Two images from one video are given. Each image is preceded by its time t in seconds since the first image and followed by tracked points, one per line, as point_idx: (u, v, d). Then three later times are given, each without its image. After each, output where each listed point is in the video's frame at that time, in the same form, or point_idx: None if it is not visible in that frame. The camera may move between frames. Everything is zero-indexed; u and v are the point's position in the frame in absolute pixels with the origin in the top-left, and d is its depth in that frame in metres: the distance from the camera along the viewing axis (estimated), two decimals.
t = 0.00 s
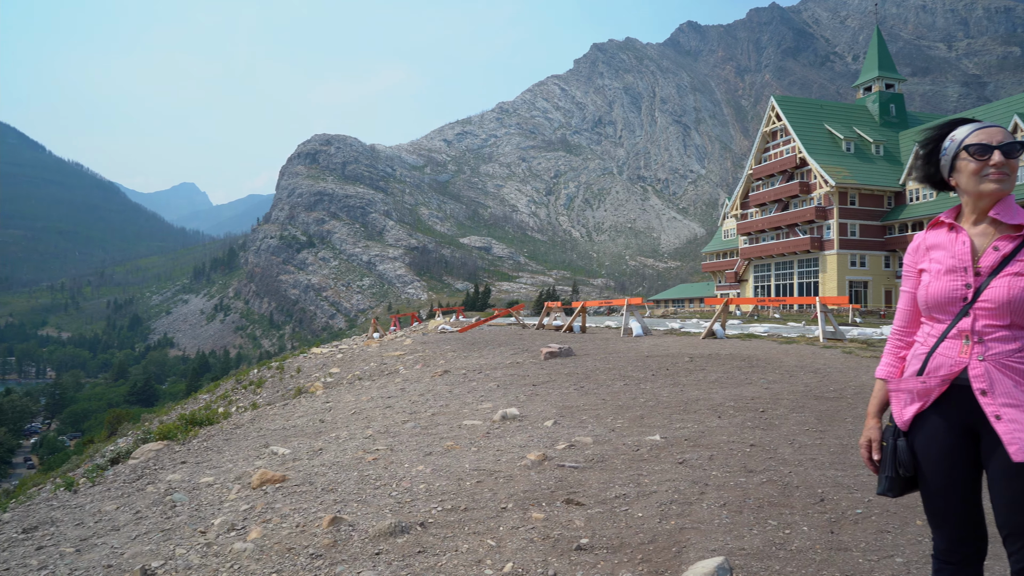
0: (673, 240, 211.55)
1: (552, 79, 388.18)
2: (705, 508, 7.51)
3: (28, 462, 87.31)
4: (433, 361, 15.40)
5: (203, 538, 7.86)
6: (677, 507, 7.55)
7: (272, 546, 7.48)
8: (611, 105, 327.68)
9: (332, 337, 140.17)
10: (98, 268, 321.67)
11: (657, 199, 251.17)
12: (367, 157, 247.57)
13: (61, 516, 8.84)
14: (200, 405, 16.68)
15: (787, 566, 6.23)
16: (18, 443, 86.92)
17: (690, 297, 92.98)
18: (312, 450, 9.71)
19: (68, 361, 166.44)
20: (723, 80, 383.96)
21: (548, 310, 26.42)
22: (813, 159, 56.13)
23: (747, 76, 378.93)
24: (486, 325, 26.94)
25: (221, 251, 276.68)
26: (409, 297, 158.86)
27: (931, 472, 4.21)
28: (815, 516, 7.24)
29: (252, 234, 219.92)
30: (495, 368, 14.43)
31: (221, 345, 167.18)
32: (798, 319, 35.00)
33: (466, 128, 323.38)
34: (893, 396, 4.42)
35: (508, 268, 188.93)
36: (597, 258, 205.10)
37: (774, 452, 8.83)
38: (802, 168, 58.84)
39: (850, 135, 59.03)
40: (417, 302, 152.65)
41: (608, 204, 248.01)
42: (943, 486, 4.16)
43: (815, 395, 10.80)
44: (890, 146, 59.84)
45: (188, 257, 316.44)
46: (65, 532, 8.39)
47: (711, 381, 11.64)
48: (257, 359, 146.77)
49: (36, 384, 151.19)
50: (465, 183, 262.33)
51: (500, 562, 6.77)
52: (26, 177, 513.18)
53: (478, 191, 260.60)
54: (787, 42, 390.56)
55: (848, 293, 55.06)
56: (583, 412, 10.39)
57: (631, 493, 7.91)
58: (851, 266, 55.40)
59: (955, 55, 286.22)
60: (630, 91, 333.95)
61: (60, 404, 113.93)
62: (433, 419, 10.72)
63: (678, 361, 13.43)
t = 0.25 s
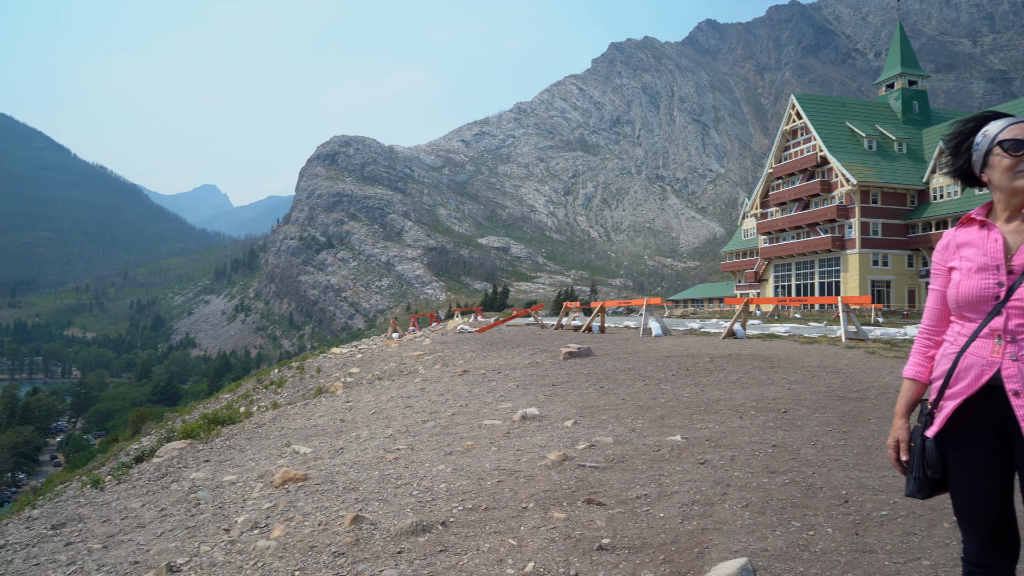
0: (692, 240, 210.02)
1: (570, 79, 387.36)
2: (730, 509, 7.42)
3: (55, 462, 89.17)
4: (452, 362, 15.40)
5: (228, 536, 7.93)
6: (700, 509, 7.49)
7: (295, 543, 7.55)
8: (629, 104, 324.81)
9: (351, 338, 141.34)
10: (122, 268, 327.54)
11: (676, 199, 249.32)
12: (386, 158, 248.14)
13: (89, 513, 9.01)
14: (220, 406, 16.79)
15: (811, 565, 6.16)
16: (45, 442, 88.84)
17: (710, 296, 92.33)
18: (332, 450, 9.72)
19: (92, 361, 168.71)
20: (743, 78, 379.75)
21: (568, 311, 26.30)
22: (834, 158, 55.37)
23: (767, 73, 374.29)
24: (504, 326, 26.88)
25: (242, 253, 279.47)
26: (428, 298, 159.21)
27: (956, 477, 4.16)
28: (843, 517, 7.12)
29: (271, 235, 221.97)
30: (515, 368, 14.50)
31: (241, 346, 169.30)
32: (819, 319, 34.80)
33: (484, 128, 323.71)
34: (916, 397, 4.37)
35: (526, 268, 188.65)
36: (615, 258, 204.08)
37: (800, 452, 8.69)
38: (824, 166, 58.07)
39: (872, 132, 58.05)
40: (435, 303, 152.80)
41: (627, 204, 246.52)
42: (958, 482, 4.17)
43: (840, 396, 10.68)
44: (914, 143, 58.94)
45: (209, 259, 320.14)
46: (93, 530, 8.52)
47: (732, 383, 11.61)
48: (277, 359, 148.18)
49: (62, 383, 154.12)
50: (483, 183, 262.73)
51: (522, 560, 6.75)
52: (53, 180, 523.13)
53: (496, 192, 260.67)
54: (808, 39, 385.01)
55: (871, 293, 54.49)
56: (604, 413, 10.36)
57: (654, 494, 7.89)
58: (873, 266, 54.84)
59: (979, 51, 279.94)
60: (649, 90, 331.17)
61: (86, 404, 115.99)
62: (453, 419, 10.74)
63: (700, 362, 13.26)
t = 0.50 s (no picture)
0: (710, 240, 208.41)
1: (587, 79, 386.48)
2: (751, 508, 7.37)
3: (78, 459, 90.39)
4: (470, 361, 15.43)
5: (248, 535, 8.00)
6: (721, 508, 7.44)
7: (316, 542, 7.56)
8: (646, 103, 323.03)
9: (369, 338, 142.44)
10: (144, 269, 332.87)
11: (693, 199, 247.64)
12: (403, 159, 248.78)
13: (113, 510, 9.15)
14: (241, 406, 16.97)
15: (835, 567, 6.09)
16: (69, 440, 90.08)
17: (728, 297, 91.68)
18: (352, 450, 9.77)
19: (114, 360, 170.95)
20: (761, 77, 376.13)
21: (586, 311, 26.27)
22: (854, 156, 54.96)
23: (786, 72, 370.44)
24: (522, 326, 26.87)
25: (261, 254, 282.27)
26: (445, 298, 159.43)
27: (983, 476, 4.09)
28: (866, 518, 7.04)
29: (291, 236, 223.98)
30: (533, 367, 14.48)
31: (260, 345, 171.44)
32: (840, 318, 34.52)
33: (501, 129, 324.55)
34: (940, 397, 4.34)
35: (543, 268, 188.30)
36: (632, 258, 202.80)
37: (822, 453, 8.58)
38: (844, 165, 57.54)
39: (894, 131, 57.61)
40: (453, 303, 153.06)
41: (644, 204, 245.33)
42: (981, 482, 4.13)
43: (863, 396, 10.57)
44: (936, 142, 58.35)
45: (228, 260, 323.75)
46: (118, 526, 8.65)
47: (753, 383, 11.49)
48: (296, 359, 149.50)
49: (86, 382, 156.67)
50: (500, 183, 263.02)
51: (542, 560, 6.74)
52: (77, 181, 532.72)
53: (513, 192, 260.85)
54: (828, 37, 379.71)
55: (893, 293, 53.67)
56: (623, 412, 10.32)
57: (674, 494, 7.85)
58: (895, 266, 54.04)
59: (1003, 47, 273.61)
60: (666, 89, 329.05)
61: (109, 402, 117.32)
62: (472, 419, 10.75)
63: (718, 362, 13.18)
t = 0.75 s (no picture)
0: (729, 240, 206.96)
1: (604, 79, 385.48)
2: (772, 510, 7.31)
3: (101, 457, 91.80)
4: (489, 362, 15.45)
5: (271, 533, 8.05)
6: (744, 510, 7.36)
7: (337, 540, 7.62)
8: (664, 103, 321.08)
9: (388, 338, 143.46)
10: (165, 270, 337.71)
11: (712, 198, 245.84)
12: (421, 160, 249.52)
13: (138, 507, 9.30)
14: (261, 404, 17.11)
15: (861, 570, 6.02)
16: (93, 438, 91.35)
17: (747, 297, 91.07)
18: (373, 449, 9.88)
19: (136, 360, 173.55)
20: (781, 75, 371.99)
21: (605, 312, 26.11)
22: (876, 154, 54.32)
23: (806, 70, 366.00)
24: (539, 326, 26.84)
25: (280, 254, 285.15)
26: (464, 298, 159.93)
27: (1022, 480, 3.99)
28: (890, 521, 6.93)
29: (310, 237, 225.94)
30: (552, 368, 14.47)
31: (280, 345, 173.57)
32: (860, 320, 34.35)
33: (518, 129, 325.20)
34: (978, 400, 4.22)
35: (561, 268, 187.93)
36: (651, 258, 201.58)
37: (844, 455, 8.47)
38: (865, 163, 56.98)
39: (916, 129, 56.90)
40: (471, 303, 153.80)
41: (662, 204, 244.06)
42: None
43: (885, 397, 10.43)
44: (961, 140, 57.47)
45: (248, 260, 327.15)
46: (142, 523, 8.77)
47: (774, 382, 11.39)
48: (315, 359, 151.05)
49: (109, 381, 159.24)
50: (518, 183, 263.36)
51: (563, 560, 6.73)
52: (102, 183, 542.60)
53: (531, 192, 261.01)
54: (849, 34, 374.55)
55: (916, 293, 52.82)
56: (642, 413, 10.30)
57: (694, 494, 7.81)
58: (918, 265, 53.11)
59: None
60: (685, 88, 326.64)
61: (132, 401, 118.73)
62: (491, 418, 10.77)
63: (739, 363, 13.08)
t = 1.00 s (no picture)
0: (748, 240, 204.97)
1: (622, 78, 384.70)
2: (796, 512, 7.21)
3: (125, 456, 93.03)
4: (507, 361, 15.51)
5: (293, 531, 8.14)
6: (764, 510, 7.32)
7: (359, 539, 7.69)
8: (682, 102, 319.21)
9: (407, 338, 144.23)
10: (187, 270, 343.05)
11: (731, 197, 243.80)
12: (439, 160, 250.23)
13: (162, 503, 9.43)
14: (282, 403, 17.33)
15: None
16: (117, 437, 92.50)
17: (767, 297, 90.36)
18: (393, 448, 9.96)
19: (159, 359, 176.40)
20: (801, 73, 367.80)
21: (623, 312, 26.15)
22: (898, 153, 53.60)
23: (826, 67, 361.58)
24: (558, 326, 26.86)
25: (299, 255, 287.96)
26: (482, 298, 160.54)
27: None
28: (916, 523, 6.82)
29: (329, 237, 227.98)
30: (571, 367, 14.47)
31: (301, 345, 176.14)
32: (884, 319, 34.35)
33: (536, 129, 325.43)
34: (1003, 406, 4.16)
35: (579, 268, 187.75)
36: (670, 258, 200.27)
37: (868, 457, 8.38)
38: (887, 162, 56.25)
39: (939, 126, 56.05)
40: (489, 303, 154.40)
41: (680, 203, 242.64)
42: None
43: (910, 397, 10.28)
44: (985, 137, 56.50)
45: (268, 261, 331.00)
46: (166, 518, 8.91)
47: (796, 383, 11.32)
48: (335, 359, 152.65)
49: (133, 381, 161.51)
50: (536, 183, 263.36)
51: (583, 560, 6.73)
52: (125, 185, 552.00)
53: (548, 192, 260.86)
54: (869, 30, 368.48)
55: (939, 293, 52.04)
56: (663, 412, 10.27)
57: (715, 495, 7.76)
58: (941, 264, 52.37)
59: None
60: (703, 86, 324.23)
61: (155, 400, 120.20)
62: (511, 419, 10.78)
63: (760, 362, 12.97)
